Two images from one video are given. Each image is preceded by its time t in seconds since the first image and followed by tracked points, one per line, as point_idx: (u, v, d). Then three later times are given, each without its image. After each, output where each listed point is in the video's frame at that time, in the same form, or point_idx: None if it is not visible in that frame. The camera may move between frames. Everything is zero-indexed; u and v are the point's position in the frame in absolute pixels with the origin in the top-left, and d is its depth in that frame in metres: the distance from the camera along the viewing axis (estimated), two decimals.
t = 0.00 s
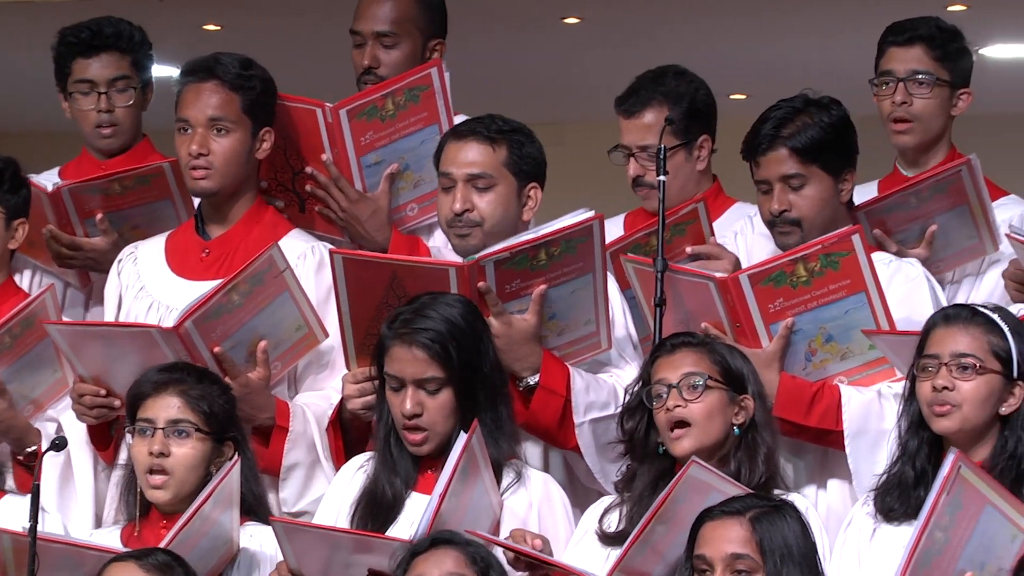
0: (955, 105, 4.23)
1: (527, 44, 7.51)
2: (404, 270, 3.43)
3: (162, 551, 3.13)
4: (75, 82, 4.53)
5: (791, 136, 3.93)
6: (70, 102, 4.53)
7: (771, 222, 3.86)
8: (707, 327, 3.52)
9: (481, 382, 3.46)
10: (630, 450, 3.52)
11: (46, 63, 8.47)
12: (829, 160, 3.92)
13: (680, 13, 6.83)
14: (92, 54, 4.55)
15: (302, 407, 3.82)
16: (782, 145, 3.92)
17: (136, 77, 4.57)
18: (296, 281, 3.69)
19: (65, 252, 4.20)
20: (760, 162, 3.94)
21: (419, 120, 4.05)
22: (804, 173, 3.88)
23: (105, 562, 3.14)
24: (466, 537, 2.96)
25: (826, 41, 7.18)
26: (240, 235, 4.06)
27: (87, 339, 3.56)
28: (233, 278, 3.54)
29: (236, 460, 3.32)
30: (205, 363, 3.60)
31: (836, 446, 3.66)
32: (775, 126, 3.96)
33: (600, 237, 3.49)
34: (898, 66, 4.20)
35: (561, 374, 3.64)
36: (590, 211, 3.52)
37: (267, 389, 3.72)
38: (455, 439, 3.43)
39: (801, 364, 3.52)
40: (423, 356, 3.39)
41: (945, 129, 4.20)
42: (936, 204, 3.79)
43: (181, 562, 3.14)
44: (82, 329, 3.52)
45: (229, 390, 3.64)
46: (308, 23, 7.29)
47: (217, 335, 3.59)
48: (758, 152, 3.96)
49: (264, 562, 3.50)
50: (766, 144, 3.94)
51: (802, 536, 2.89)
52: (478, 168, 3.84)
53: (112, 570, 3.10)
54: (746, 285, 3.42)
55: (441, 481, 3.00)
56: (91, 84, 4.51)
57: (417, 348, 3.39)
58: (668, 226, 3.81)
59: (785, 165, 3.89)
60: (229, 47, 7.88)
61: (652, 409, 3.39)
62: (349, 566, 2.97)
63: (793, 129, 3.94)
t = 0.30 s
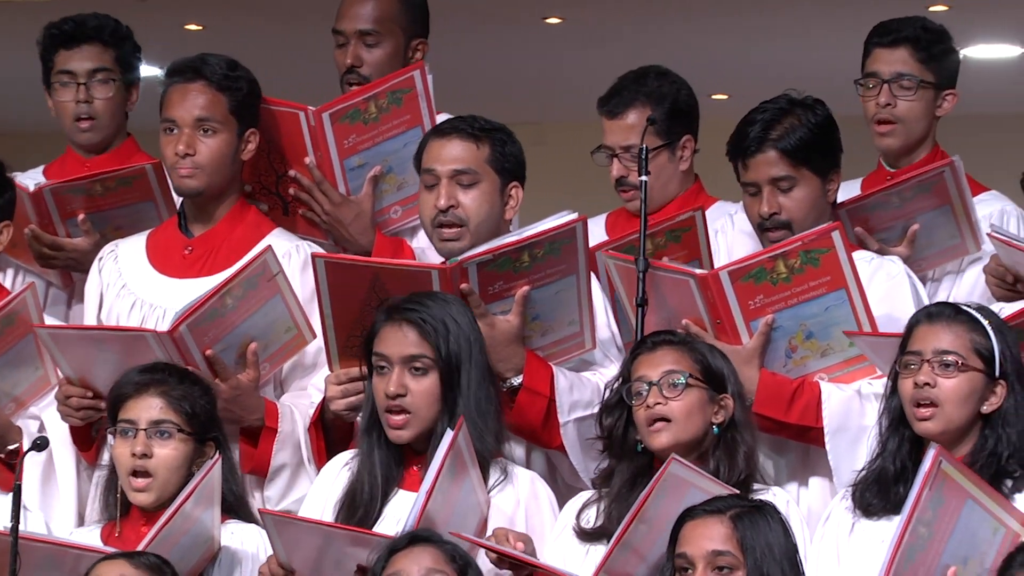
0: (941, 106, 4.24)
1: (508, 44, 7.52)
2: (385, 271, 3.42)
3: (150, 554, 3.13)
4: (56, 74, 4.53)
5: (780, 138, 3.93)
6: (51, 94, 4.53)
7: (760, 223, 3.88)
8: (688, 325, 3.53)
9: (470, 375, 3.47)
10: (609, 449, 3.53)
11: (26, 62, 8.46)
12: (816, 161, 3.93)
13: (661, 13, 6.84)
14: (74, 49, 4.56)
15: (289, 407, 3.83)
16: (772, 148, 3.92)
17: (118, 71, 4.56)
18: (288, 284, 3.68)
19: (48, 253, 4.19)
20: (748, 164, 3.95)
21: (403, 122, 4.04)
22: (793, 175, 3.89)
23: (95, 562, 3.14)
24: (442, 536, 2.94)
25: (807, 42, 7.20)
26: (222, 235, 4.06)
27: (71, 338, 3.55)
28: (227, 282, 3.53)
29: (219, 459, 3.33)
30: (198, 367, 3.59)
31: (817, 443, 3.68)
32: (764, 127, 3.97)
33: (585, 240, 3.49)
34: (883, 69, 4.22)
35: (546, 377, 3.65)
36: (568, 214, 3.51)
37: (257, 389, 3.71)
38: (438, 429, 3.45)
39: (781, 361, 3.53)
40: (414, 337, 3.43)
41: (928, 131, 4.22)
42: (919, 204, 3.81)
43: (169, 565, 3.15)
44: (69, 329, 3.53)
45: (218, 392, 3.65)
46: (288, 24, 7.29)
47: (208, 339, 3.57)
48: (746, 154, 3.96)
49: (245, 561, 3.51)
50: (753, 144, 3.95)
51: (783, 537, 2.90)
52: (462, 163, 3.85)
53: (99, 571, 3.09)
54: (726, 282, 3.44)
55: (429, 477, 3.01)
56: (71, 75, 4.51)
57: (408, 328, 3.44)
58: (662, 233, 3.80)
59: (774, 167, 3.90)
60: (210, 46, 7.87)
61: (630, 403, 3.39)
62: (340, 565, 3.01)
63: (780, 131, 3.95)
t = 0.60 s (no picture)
0: (920, 106, 4.26)
1: (488, 44, 7.52)
2: (365, 270, 3.43)
3: (125, 553, 3.12)
4: (30, 67, 4.51)
5: (764, 134, 3.94)
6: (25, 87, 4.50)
7: (742, 220, 3.88)
8: (664, 324, 3.53)
9: (458, 372, 3.46)
10: (592, 451, 3.53)
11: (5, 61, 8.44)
12: (798, 160, 3.94)
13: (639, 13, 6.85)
14: (48, 43, 4.55)
15: (269, 407, 3.82)
16: (754, 144, 3.93)
17: (92, 62, 4.53)
18: (268, 282, 3.69)
19: (22, 256, 4.21)
20: (730, 161, 3.96)
21: (383, 120, 4.05)
22: (775, 172, 3.90)
23: (73, 562, 3.14)
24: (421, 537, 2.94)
25: (787, 42, 7.21)
26: (202, 234, 4.06)
27: (52, 334, 3.56)
28: (207, 279, 3.54)
29: (198, 459, 3.33)
30: (176, 362, 3.59)
31: (794, 443, 3.68)
32: (746, 124, 3.98)
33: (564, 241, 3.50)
34: (861, 71, 4.24)
35: (524, 376, 3.65)
36: (551, 215, 3.53)
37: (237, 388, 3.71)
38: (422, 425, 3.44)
39: (758, 361, 3.54)
40: (401, 333, 3.43)
41: (908, 131, 4.23)
42: (893, 205, 3.82)
43: (144, 564, 3.13)
44: (51, 327, 3.53)
45: (196, 390, 3.64)
46: (266, 23, 7.28)
47: (188, 336, 3.58)
48: (728, 151, 3.97)
49: (225, 561, 3.50)
50: (735, 141, 3.96)
51: (760, 537, 2.91)
52: (448, 161, 3.85)
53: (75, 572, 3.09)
54: (702, 281, 3.45)
55: (407, 472, 3.01)
56: (44, 66, 4.49)
57: (396, 323, 3.43)
58: (638, 234, 3.81)
59: (756, 164, 3.91)
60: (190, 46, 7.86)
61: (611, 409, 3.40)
62: (325, 562, 3.02)
63: (764, 127, 3.96)
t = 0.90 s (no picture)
0: (901, 106, 4.26)
1: (473, 44, 7.52)
2: (348, 276, 3.47)
3: (108, 553, 3.12)
4: (13, 65, 4.51)
5: (751, 133, 3.94)
6: (8, 85, 4.50)
7: (729, 219, 3.88)
8: (648, 326, 3.53)
9: (445, 369, 3.47)
10: (578, 449, 3.52)
11: None
12: (785, 159, 3.94)
13: (622, 13, 6.84)
14: (31, 42, 4.55)
15: (252, 407, 3.81)
16: (742, 143, 3.94)
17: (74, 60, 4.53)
18: (251, 283, 3.70)
19: (5, 257, 4.20)
20: (717, 159, 3.96)
21: (366, 121, 4.05)
22: (763, 171, 3.90)
23: (57, 561, 3.14)
24: (399, 538, 2.90)
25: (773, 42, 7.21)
26: (189, 235, 4.05)
27: (37, 333, 3.55)
28: (188, 278, 3.55)
29: (184, 459, 3.34)
30: (158, 362, 3.60)
31: (777, 446, 3.69)
32: (733, 123, 3.97)
33: (544, 244, 3.51)
34: (843, 69, 4.25)
35: (508, 381, 3.65)
36: (531, 220, 3.53)
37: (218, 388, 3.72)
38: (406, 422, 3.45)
39: (742, 363, 3.54)
40: (389, 329, 3.43)
41: (889, 131, 4.22)
42: (877, 201, 3.83)
43: (128, 563, 3.14)
44: (35, 326, 3.53)
45: (179, 388, 3.65)
46: (250, 23, 7.28)
47: (170, 335, 3.58)
48: (716, 150, 3.96)
49: (211, 561, 3.50)
50: (723, 140, 3.96)
51: (743, 538, 2.92)
52: (436, 153, 3.86)
53: (58, 572, 3.10)
54: (686, 285, 3.46)
55: (389, 469, 3.02)
56: (27, 64, 4.49)
57: (384, 320, 3.44)
58: (627, 233, 3.81)
59: (743, 163, 3.91)
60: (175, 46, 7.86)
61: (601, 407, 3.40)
62: (311, 562, 3.01)
63: (751, 126, 3.96)
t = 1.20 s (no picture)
0: (884, 108, 4.27)
1: (458, 45, 7.52)
2: (326, 280, 3.47)
3: (88, 554, 3.12)
4: None
5: (736, 133, 3.95)
6: None
7: (712, 218, 3.88)
8: (632, 324, 3.54)
9: (429, 363, 3.47)
10: (561, 449, 3.52)
11: None
12: (768, 159, 3.95)
13: (605, 14, 6.85)
14: (11, 41, 4.54)
15: (237, 408, 3.82)
16: (727, 143, 3.94)
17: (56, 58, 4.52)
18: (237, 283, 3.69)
19: None
20: (701, 159, 3.96)
21: (351, 123, 4.06)
22: (747, 171, 3.91)
23: (40, 561, 3.14)
24: (382, 537, 2.91)
25: (758, 43, 7.21)
26: (175, 235, 4.05)
27: (23, 332, 3.56)
28: (174, 278, 3.54)
29: (169, 458, 3.34)
30: (143, 362, 3.60)
31: (761, 446, 3.69)
32: (717, 123, 3.98)
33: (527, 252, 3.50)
34: (829, 65, 4.25)
35: (487, 387, 3.63)
36: (513, 228, 3.55)
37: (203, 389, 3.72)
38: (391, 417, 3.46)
39: (725, 363, 3.54)
40: (374, 323, 3.44)
41: (871, 131, 4.22)
42: (860, 200, 3.83)
43: (109, 565, 3.13)
44: (21, 325, 3.54)
45: (164, 389, 3.66)
46: (233, 23, 7.27)
47: (155, 335, 3.58)
48: (700, 150, 3.97)
49: (196, 561, 3.50)
50: (707, 141, 3.96)
51: (727, 536, 2.92)
52: (419, 151, 3.87)
53: (39, 573, 3.10)
54: (669, 284, 3.46)
55: (375, 468, 3.02)
56: (8, 64, 4.48)
57: (369, 314, 3.45)
58: (617, 236, 3.81)
59: (728, 163, 3.92)
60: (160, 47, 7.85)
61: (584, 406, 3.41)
62: (295, 560, 3.02)
63: (735, 126, 3.97)
